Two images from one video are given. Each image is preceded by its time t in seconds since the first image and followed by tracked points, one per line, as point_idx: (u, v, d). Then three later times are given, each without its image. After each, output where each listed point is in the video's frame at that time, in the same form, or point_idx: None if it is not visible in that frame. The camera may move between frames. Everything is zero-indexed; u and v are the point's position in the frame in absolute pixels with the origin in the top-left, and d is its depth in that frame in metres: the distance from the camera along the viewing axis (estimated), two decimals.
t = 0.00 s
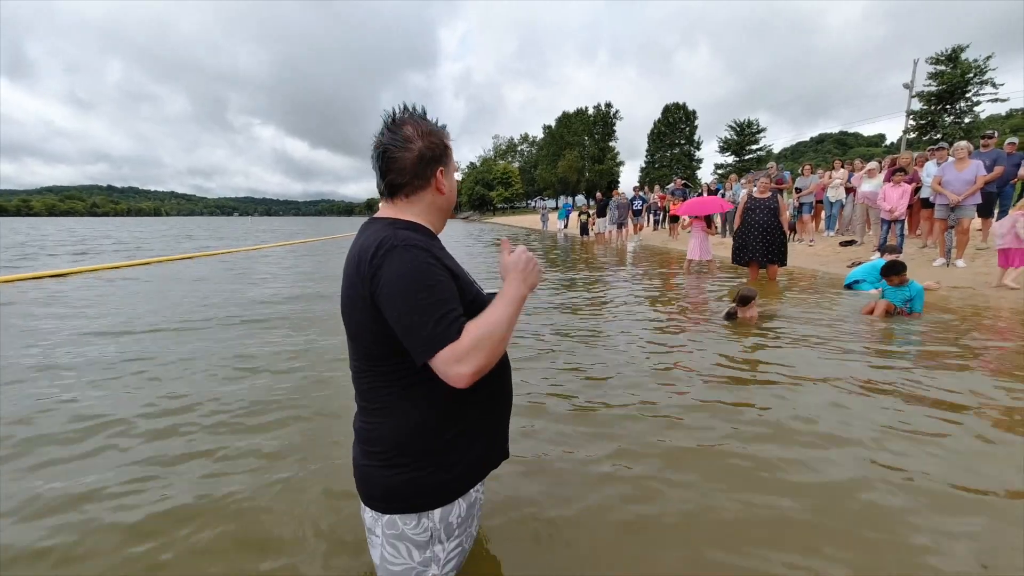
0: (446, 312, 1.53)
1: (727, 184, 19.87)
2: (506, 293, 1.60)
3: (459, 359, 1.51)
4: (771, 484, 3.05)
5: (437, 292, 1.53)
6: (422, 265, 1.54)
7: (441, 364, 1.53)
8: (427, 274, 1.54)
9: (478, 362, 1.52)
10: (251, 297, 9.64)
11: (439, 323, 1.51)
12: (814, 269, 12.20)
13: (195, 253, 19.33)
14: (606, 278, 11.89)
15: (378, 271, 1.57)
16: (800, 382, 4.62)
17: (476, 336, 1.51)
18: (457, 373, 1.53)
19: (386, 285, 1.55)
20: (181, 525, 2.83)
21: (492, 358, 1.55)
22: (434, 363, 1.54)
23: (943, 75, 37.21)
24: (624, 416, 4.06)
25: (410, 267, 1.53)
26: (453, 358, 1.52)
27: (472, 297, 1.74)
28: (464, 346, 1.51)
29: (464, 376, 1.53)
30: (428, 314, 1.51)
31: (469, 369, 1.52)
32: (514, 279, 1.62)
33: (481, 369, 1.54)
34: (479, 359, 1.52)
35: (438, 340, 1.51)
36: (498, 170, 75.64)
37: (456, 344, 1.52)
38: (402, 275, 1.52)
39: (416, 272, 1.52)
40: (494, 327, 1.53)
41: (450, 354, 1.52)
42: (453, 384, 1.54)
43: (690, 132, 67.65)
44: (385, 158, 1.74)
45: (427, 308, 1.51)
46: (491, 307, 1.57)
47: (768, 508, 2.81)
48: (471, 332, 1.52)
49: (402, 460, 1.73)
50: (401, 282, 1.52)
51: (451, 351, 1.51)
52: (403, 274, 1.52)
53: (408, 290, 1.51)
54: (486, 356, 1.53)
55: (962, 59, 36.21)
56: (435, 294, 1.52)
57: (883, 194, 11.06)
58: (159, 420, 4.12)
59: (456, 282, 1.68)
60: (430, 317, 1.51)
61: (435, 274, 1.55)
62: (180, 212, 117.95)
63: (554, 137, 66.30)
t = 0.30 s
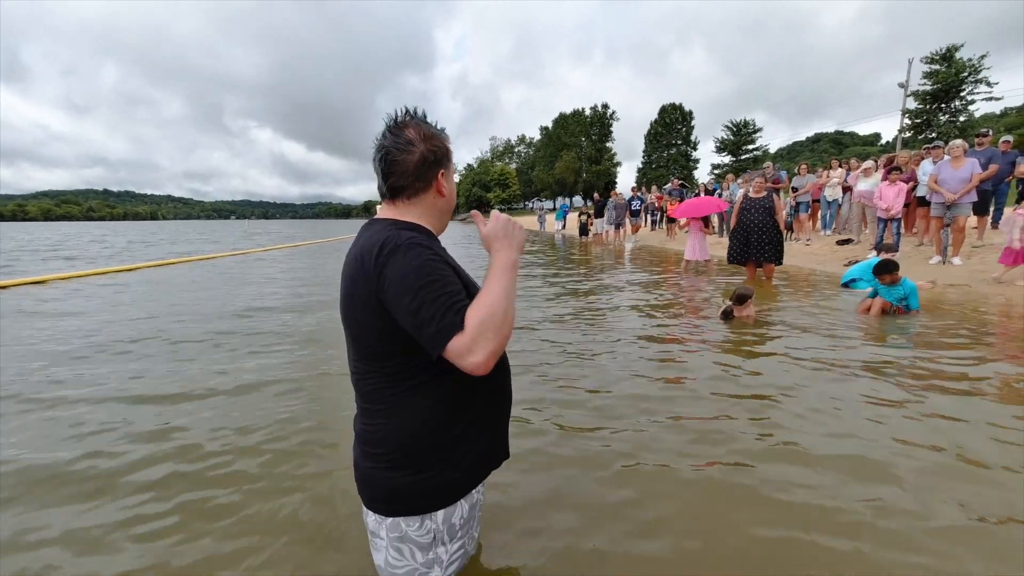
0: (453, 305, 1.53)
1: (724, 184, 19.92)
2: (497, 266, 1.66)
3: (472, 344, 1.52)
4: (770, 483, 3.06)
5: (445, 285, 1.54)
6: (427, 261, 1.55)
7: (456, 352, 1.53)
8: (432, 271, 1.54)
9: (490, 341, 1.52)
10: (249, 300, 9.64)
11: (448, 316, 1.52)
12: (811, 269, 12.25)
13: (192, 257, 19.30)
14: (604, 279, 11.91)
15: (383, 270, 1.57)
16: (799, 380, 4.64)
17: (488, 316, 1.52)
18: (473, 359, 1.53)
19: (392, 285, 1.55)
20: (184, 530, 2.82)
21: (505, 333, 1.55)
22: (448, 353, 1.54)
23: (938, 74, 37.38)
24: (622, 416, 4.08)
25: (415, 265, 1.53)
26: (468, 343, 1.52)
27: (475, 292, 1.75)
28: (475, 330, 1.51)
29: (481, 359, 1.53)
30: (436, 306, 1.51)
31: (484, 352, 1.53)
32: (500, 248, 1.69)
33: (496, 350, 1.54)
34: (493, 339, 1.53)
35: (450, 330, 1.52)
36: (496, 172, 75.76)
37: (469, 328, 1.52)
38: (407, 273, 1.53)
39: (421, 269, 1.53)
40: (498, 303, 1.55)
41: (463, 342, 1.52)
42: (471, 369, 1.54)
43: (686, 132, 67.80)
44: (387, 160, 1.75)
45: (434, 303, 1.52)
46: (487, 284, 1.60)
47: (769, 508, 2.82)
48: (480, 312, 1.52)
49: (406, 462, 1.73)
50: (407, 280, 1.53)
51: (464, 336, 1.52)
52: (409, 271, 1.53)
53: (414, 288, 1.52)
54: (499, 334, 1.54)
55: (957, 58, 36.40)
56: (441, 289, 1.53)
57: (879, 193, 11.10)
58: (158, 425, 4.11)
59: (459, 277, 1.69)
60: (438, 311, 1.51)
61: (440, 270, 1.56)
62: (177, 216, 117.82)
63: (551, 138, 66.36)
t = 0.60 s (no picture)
0: (452, 315, 1.54)
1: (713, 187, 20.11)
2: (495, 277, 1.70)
3: (476, 351, 1.53)
4: (767, 478, 3.07)
5: (441, 296, 1.55)
6: (423, 272, 1.56)
7: (460, 361, 1.54)
8: (428, 283, 1.55)
9: (493, 345, 1.54)
10: (240, 314, 9.57)
11: (447, 326, 1.52)
12: (800, 268, 12.37)
13: (181, 272, 19.11)
14: (597, 283, 11.96)
15: (377, 283, 1.57)
16: (791, 378, 4.68)
17: (490, 325, 1.55)
18: (477, 365, 1.54)
19: (387, 298, 1.55)
20: (177, 544, 2.78)
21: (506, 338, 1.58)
22: (451, 363, 1.54)
23: (917, 74, 38.08)
24: (618, 419, 4.07)
25: (410, 277, 1.53)
26: (472, 352, 1.53)
27: (469, 301, 1.76)
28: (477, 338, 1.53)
29: (485, 365, 1.54)
30: (436, 317, 1.52)
31: (488, 358, 1.54)
32: (500, 257, 1.73)
33: (499, 355, 1.56)
34: (496, 346, 1.55)
35: (450, 340, 1.52)
36: (486, 179, 75.96)
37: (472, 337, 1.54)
38: (403, 286, 1.53)
39: (417, 281, 1.53)
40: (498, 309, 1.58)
41: (466, 350, 1.53)
42: (474, 377, 1.55)
43: (674, 135, 68.44)
44: (370, 173, 1.77)
45: (432, 315, 1.52)
46: (488, 294, 1.63)
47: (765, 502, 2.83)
48: (483, 322, 1.55)
49: (403, 474, 1.72)
50: (403, 293, 1.52)
51: (468, 345, 1.53)
52: (405, 283, 1.53)
53: (410, 301, 1.52)
54: (501, 342, 1.57)
55: (935, 57, 37.15)
56: (439, 300, 1.54)
57: (865, 191, 11.26)
58: (150, 442, 4.06)
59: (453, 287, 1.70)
60: (437, 322, 1.52)
61: (435, 281, 1.57)
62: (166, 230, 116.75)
63: (540, 144, 66.67)
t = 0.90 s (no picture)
0: (447, 319, 1.54)
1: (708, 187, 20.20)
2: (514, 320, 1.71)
3: (470, 361, 1.53)
4: (758, 479, 3.09)
5: (437, 300, 1.55)
6: (418, 276, 1.55)
7: (451, 369, 1.53)
8: (423, 286, 1.54)
9: (490, 365, 1.55)
10: (233, 316, 9.49)
11: (442, 331, 1.52)
12: (793, 269, 12.47)
13: (175, 272, 18.99)
14: (592, 284, 11.99)
15: (372, 284, 1.55)
16: (785, 380, 4.70)
17: (486, 345, 1.55)
18: (468, 377, 1.54)
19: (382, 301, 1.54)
20: (170, 561, 2.75)
21: (503, 369, 1.59)
22: (443, 369, 1.54)
23: (909, 77, 38.43)
24: (611, 421, 4.08)
25: (405, 281, 1.53)
26: (465, 362, 1.53)
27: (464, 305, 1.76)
28: (473, 348, 1.54)
29: (475, 381, 1.54)
30: (431, 321, 1.51)
31: (480, 372, 1.54)
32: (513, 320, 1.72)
33: (492, 375, 1.56)
34: (488, 363, 1.55)
35: (445, 345, 1.52)
36: (482, 179, 75.95)
37: (466, 348, 1.54)
38: (398, 289, 1.52)
39: (413, 284, 1.53)
40: (507, 339, 1.60)
41: (461, 357, 1.53)
42: (463, 389, 1.55)
43: (669, 136, 68.69)
44: (358, 174, 1.76)
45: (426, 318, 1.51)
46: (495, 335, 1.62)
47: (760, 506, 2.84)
48: (480, 346, 1.54)
49: (398, 476, 1.71)
50: (398, 296, 1.52)
51: (462, 356, 1.53)
52: (401, 286, 1.52)
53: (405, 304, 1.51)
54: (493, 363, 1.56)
55: (927, 60, 37.52)
56: (433, 305, 1.53)
57: (857, 193, 11.34)
58: (142, 451, 4.02)
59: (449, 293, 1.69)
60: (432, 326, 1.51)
61: (430, 285, 1.56)
62: (158, 228, 115.83)
63: (535, 144, 66.73)
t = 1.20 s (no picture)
0: (442, 322, 1.53)
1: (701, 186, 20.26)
2: (486, 326, 1.73)
3: (465, 369, 1.54)
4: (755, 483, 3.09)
5: (432, 305, 1.53)
6: (412, 279, 1.52)
7: (446, 377, 1.53)
8: (417, 289, 1.51)
9: (481, 373, 1.58)
10: (224, 315, 9.38)
11: (437, 334, 1.50)
12: (786, 268, 12.53)
13: (166, 271, 18.81)
14: (586, 282, 11.99)
15: (366, 287, 1.53)
16: (779, 379, 4.71)
17: (476, 352, 1.57)
18: (461, 385, 1.55)
19: (375, 304, 1.52)
20: (163, 566, 2.70)
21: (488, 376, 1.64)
22: (439, 376, 1.53)
23: (901, 77, 38.76)
24: (608, 421, 4.08)
25: (399, 283, 1.50)
26: (459, 370, 1.54)
27: (460, 307, 1.74)
28: (466, 356, 1.55)
29: (467, 388, 1.56)
30: (428, 327, 1.50)
31: (473, 380, 1.57)
32: (487, 324, 1.76)
33: (481, 381, 1.59)
34: (478, 370, 1.57)
35: (442, 351, 1.51)
36: (476, 177, 75.86)
37: (461, 356, 1.54)
38: (392, 292, 1.50)
39: (408, 288, 1.50)
40: (491, 347, 1.63)
41: (456, 364, 1.53)
42: (456, 395, 1.56)
43: (663, 135, 68.85)
44: (350, 174, 1.74)
45: (420, 322, 1.49)
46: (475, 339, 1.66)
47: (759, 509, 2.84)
48: (468, 350, 1.57)
49: (389, 478, 1.68)
50: (391, 299, 1.49)
51: (457, 364, 1.53)
52: (395, 290, 1.49)
53: (398, 307, 1.49)
54: (482, 370, 1.58)
55: (918, 61, 37.85)
56: (428, 309, 1.51)
57: (849, 192, 11.41)
58: (131, 451, 3.94)
59: (444, 296, 1.67)
60: (427, 330, 1.49)
61: (425, 287, 1.54)
62: (150, 226, 114.92)
63: (530, 143, 66.70)
